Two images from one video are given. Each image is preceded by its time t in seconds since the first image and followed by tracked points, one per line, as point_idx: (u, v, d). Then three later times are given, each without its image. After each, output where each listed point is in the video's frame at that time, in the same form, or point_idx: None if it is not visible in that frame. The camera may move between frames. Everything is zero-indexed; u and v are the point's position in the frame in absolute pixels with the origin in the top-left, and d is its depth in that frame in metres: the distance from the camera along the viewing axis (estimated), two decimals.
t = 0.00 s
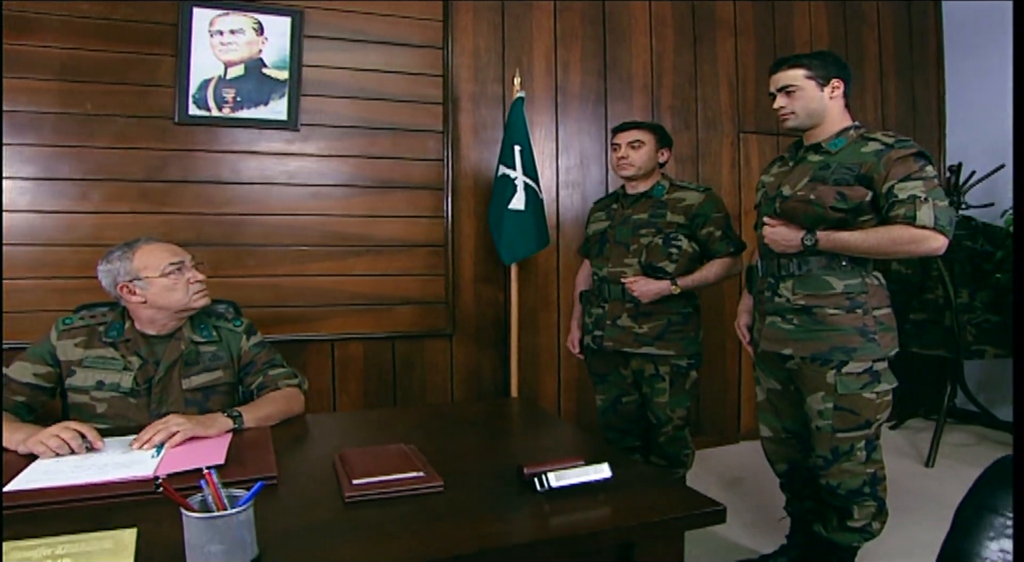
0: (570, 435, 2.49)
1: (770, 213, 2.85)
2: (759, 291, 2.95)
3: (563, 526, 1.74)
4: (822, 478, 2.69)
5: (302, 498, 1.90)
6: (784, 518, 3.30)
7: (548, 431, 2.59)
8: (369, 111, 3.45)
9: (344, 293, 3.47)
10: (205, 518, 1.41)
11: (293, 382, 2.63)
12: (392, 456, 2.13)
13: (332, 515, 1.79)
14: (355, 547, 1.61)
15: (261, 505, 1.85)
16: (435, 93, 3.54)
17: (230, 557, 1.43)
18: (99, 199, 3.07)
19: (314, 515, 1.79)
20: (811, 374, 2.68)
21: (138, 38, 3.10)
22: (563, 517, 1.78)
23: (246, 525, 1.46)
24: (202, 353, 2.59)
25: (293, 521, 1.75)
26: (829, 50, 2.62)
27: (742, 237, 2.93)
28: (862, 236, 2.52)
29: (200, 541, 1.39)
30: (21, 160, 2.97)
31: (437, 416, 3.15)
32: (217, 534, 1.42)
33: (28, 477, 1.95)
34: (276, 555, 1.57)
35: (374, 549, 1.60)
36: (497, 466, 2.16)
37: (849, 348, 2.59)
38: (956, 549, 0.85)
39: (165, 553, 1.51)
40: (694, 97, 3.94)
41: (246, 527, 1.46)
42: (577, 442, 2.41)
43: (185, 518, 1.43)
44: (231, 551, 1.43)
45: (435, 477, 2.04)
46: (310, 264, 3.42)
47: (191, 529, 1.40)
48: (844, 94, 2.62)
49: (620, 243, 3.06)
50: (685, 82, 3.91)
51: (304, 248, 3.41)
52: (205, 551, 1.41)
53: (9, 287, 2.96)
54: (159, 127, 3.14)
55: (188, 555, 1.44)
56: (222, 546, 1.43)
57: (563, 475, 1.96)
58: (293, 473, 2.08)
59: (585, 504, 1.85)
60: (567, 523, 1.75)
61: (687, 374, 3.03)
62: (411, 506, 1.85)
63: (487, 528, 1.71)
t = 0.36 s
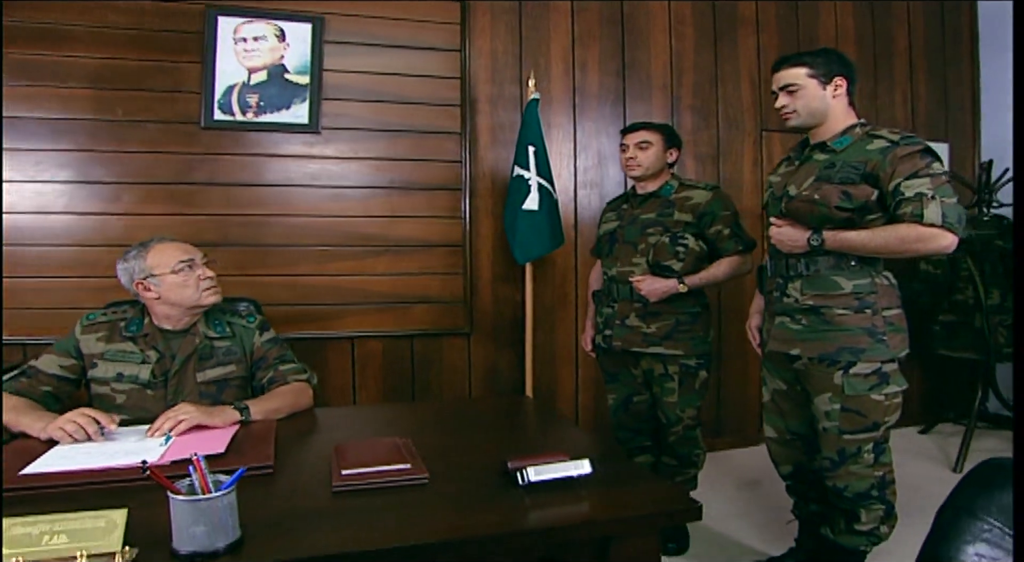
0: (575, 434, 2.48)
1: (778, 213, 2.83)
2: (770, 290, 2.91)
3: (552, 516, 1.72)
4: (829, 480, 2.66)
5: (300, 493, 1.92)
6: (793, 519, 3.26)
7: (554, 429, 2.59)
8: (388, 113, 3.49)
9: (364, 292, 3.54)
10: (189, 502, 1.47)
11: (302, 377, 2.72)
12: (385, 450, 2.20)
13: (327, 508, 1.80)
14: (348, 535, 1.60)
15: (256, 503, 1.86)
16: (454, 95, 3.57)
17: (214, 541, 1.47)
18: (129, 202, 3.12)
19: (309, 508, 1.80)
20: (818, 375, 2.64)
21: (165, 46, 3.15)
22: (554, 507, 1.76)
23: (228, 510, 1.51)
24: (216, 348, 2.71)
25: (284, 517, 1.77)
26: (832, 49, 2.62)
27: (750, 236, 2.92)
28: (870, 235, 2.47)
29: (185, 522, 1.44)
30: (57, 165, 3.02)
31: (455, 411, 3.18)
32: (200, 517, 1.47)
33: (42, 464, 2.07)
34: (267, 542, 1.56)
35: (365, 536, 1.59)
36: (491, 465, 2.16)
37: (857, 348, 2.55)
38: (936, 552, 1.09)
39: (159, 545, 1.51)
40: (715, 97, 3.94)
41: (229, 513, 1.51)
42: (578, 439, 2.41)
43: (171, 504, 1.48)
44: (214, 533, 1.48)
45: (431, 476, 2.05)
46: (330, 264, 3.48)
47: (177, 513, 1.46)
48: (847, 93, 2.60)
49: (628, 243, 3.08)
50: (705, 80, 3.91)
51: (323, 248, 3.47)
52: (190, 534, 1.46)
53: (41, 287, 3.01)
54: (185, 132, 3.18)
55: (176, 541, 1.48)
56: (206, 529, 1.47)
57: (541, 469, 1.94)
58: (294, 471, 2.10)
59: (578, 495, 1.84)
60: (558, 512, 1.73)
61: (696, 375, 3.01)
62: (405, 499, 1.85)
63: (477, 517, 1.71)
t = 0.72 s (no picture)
0: (593, 436, 2.43)
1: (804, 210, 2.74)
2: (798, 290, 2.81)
3: (555, 508, 1.66)
4: (855, 487, 2.56)
5: (307, 489, 1.89)
6: (818, 526, 3.19)
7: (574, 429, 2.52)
8: (418, 113, 3.49)
9: (395, 291, 3.55)
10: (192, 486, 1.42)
11: (324, 373, 2.77)
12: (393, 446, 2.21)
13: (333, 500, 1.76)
14: (352, 523, 1.56)
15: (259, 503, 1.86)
16: (483, 94, 3.55)
17: (215, 525, 1.43)
18: (168, 204, 3.14)
19: (316, 500, 1.77)
20: (843, 378, 2.54)
21: (202, 51, 3.17)
22: (562, 501, 1.70)
23: (231, 495, 1.46)
24: (241, 344, 2.77)
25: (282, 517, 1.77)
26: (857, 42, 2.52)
27: (778, 235, 2.83)
28: (896, 234, 2.37)
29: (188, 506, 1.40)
30: (101, 168, 3.07)
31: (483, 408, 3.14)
32: (202, 501, 1.43)
33: (69, 452, 2.17)
34: (268, 527, 1.52)
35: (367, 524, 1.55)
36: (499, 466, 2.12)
37: (884, 351, 2.43)
38: None
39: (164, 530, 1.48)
40: (752, 92, 3.86)
41: (231, 499, 1.46)
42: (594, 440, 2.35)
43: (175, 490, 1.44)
44: (217, 518, 1.43)
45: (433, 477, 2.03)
46: (361, 263, 3.49)
47: (180, 497, 1.42)
48: (875, 87, 2.50)
49: (653, 242, 3.03)
50: (742, 73, 3.83)
51: (354, 247, 3.47)
52: (193, 519, 1.42)
53: (82, 286, 3.04)
54: (220, 134, 3.20)
55: (179, 525, 1.44)
56: (208, 514, 1.43)
57: (537, 465, 1.85)
58: (304, 471, 2.08)
59: (587, 489, 1.79)
60: (565, 505, 1.67)
61: (722, 376, 2.95)
62: (411, 492, 1.80)
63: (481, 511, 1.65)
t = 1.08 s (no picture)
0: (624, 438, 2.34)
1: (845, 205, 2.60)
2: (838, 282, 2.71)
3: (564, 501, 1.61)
4: (900, 496, 2.43)
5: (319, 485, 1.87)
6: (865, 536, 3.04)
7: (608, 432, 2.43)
8: (458, 111, 3.44)
9: (436, 290, 3.51)
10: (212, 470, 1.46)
11: (357, 368, 2.78)
12: (414, 440, 2.20)
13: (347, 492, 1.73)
14: (359, 514, 1.53)
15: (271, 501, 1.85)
16: (524, 90, 3.49)
17: (234, 508, 1.47)
18: (213, 204, 3.17)
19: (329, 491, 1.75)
20: (888, 382, 2.40)
21: (244, 52, 3.18)
22: (576, 496, 1.64)
23: (249, 480, 1.50)
24: (277, 339, 2.80)
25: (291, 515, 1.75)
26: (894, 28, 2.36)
27: (821, 231, 2.72)
28: (944, 231, 2.22)
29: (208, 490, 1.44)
30: (151, 168, 3.11)
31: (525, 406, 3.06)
32: (222, 485, 1.47)
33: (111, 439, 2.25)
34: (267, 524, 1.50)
35: (374, 514, 1.52)
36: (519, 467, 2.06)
37: (930, 354, 2.29)
38: None
39: (176, 515, 1.48)
40: (805, 81, 3.71)
41: (250, 483, 1.50)
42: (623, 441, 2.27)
43: (195, 473, 1.48)
44: (236, 502, 1.47)
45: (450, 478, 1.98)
46: (403, 261, 3.47)
47: (201, 482, 1.46)
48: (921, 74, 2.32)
49: (691, 239, 2.96)
50: (794, 63, 3.69)
51: (394, 245, 3.45)
52: (213, 502, 1.46)
53: (135, 282, 3.08)
54: (261, 134, 3.21)
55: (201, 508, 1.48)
56: (227, 497, 1.47)
57: (549, 461, 1.79)
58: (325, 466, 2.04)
59: (604, 485, 1.72)
60: (577, 501, 1.61)
61: (761, 377, 2.85)
62: (425, 486, 1.76)
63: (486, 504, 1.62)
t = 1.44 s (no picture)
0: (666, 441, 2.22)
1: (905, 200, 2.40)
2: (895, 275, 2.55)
3: (581, 498, 1.52)
4: (965, 512, 2.24)
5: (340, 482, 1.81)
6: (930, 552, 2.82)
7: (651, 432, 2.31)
8: (507, 104, 3.34)
9: (483, 288, 3.39)
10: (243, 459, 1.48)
11: (399, 365, 2.76)
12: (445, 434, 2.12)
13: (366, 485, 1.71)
14: (368, 506, 1.50)
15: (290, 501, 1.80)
16: (574, 82, 3.35)
17: (263, 496, 1.48)
18: (264, 202, 3.19)
19: (351, 485, 1.73)
20: (949, 387, 2.21)
21: (292, 50, 3.18)
22: (597, 493, 1.54)
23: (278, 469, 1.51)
24: (321, 335, 2.80)
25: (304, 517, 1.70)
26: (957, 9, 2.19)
27: (881, 226, 2.56)
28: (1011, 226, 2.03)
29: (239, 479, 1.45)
30: (203, 167, 3.14)
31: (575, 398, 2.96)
32: (252, 474, 1.48)
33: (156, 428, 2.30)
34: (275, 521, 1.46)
35: (382, 506, 1.49)
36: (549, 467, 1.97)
37: (996, 358, 2.11)
38: None
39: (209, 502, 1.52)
40: (874, 64, 3.49)
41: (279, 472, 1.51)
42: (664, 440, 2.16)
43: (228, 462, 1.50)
44: (266, 491, 1.48)
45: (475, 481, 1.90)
46: (452, 259, 3.37)
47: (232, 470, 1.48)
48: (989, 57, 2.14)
49: (743, 235, 2.83)
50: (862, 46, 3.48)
51: (442, 242, 3.36)
52: (244, 489, 1.48)
53: (187, 279, 3.13)
54: (311, 131, 3.20)
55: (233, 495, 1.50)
56: (258, 485, 1.49)
57: (573, 459, 1.68)
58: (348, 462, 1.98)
59: (631, 482, 1.62)
60: (599, 498, 1.51)
61: (815, 381, 2.70)
62: (444, 481, 1.69)
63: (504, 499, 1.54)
